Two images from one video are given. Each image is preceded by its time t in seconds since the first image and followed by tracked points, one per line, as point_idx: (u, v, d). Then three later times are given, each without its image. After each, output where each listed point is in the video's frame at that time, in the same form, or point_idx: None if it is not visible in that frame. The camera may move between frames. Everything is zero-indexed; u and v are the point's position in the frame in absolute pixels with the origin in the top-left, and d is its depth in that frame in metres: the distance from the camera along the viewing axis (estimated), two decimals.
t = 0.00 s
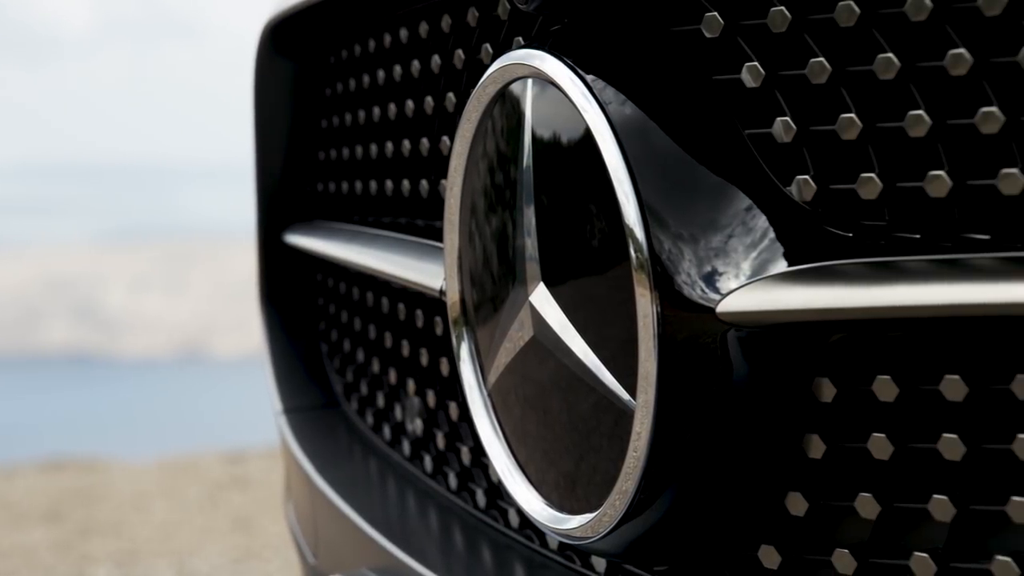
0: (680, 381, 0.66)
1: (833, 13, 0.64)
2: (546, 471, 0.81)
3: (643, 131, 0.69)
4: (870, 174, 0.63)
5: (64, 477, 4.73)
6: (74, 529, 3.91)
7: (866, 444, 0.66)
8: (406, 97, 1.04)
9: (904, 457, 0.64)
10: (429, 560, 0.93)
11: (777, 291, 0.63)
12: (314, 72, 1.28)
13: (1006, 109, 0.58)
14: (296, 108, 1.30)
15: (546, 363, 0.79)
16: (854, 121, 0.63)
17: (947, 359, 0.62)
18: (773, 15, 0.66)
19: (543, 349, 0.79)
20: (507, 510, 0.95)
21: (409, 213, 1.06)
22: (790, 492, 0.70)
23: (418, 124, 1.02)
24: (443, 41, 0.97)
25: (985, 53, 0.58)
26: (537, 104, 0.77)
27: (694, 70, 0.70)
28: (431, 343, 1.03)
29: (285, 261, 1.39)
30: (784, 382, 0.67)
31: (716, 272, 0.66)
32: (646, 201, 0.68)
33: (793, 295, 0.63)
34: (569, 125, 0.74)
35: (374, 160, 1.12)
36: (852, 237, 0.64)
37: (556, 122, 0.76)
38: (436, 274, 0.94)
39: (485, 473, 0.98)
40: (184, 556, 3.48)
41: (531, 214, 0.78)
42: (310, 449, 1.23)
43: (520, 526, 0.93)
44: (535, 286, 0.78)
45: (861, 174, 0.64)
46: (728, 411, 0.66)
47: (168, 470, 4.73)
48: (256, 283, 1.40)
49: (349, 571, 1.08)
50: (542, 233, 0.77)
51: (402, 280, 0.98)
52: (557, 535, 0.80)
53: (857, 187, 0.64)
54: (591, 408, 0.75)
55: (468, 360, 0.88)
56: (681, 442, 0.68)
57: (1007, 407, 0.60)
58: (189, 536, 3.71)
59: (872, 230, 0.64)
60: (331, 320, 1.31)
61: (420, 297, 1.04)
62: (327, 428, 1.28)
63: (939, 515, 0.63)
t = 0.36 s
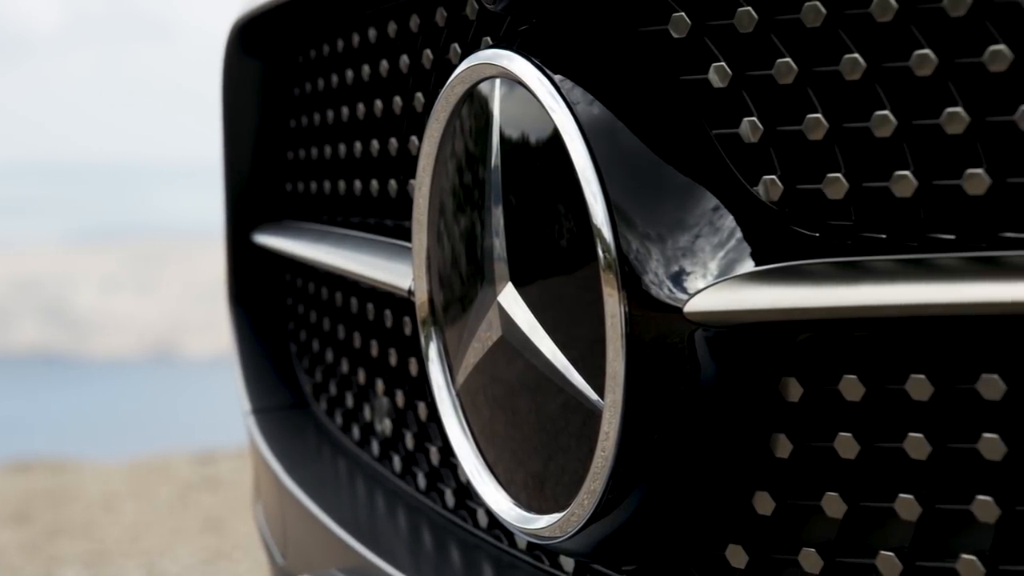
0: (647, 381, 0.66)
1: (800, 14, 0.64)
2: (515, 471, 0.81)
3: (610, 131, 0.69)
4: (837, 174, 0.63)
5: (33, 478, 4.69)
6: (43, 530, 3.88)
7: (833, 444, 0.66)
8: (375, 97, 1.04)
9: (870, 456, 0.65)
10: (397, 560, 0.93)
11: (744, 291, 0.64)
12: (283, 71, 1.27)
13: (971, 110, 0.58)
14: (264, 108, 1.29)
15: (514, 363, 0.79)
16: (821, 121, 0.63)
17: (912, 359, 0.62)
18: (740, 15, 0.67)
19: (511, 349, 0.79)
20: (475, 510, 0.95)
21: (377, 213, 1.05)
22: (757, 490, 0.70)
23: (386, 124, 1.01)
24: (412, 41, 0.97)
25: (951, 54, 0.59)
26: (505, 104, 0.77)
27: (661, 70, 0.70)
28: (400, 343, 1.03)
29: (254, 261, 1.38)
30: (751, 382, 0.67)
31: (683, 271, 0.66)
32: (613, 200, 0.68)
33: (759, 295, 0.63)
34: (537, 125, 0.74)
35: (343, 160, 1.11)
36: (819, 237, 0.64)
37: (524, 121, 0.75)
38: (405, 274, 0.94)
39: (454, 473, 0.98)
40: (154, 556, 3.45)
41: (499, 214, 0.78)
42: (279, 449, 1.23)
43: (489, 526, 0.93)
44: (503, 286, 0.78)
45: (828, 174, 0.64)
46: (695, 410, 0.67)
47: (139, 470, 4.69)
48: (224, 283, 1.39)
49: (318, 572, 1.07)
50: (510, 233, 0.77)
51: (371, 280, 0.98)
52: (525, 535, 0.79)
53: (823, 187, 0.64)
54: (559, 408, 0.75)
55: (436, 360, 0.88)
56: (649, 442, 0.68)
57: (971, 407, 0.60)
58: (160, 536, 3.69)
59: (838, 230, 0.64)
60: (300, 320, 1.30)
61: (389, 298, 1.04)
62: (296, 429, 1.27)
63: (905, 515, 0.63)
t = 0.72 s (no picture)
0: (615, 381, 0.67)
1: (765, 14, 0.64)
2: (483, 471, 0.81)
3: (578, 131, 0.69)
4: (804, 175, 0.64)
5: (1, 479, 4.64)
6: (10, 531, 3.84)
7: (799, 443, 0.66)
8: (343, 96, 1.03)
9: (836, 456, 0.65)
10: (365, 560, 0.92)
11: (711, 290, 0.64)
12: (251, 70, 1.26)
13: (935, 110, 0.59)
14: (232, 108, 1.28)
15: (483, 363, 0.78)
16: (786, 121, 0.64)
17: (878, 359, 0.62)
18: (707, 15, 0.67)
19: (479, 349, 0.78)
20: (444, 510, 0.95)
21: (346, 213, 1.05)
22: (723, 490, 0.70)
23: (354, 123, 1.01)
24: (380, 41, 0.97)
25: (916, 54, 0.59)
26: (473, 103, 0.77)
27: (628, 70, 0.71)
28: (369, 343, 1.02)
29: (223, 261, 1.37)
30: (718, 382, 0.67)
31: (650, 271, 0.66)
32: (581, 201, 0.68)
33: (725, 295, 0.63)
34: (505, 125, 0.74)
35: (311, 160, 1.11)
36: (786, 237, 0.65)
37: (491, 121, 0.75)
38: (373, 274, 0.93)
39: (422, 473, 0.97)
40: (124, 557, 3.43)
41: (467, 214, 0.77)
42: (247, 449, 1.22)
43: (457, 526, 0.93)
44: (471, 286, 0.78)
45: (794, 174, 0.64)
46: (663, 411, 0.67)
47: (108, 470, 4.66)
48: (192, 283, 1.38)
49: (286, 572, 1.07)
50: (477, 233, 0.77)
51: (339, 280, 0.97)
52: (493, 535, 0.79)
53: (790, 187, 0.64)
54: (527, 407, 0.75)
55: (405, 360, 0.88)
56: (616, 442, 0.68)
57: (936, 407, 0.60)
58: (129, 537, 3.66)
59: (804, 230, 0.64)
60: (268, 320, 1.29)
61: (357, 298, 1.03)
62: (265, 429, 1.26)
63: (870, 514, 0.63)
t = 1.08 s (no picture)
0: (585, 380, 0.67)
1: (733, 15, 0.65)
2: (453, 471, 0.81)
3: (547, 131, 0.69)
4: (772, 175, 0.64)
5: None
6: None
7: (767, 443, 0.67)
8: (313, 96, 1.03)
9: (804, 455, 0.65)
10: (335, 561, 0.92)
11: (679, 291, 0.64)
12: (220, 70, 1.25)
13: (902, 110, 0.59)
14: (202, 107, 1.27)
15: (453, 363, 0.78)
16: (755, 121, 0.64)
17: (846, 358, 0.63)
18: (676, 15, 0.67)
19: (449, 349, 0.78)
20: (414, 510, 0.94)
21: (316, 212, 1.04)
22: (693, 489, 0.70)
23: (324, 123, 1.00)
24: (350, 41, 0.96)
25: (882, 55, 0.59)
26: (442, 103, 0.77)
27: (597, 70, 0.71)
28: (339, 343, 1.02)
29: (192, 261, 1.36)
30: (688, 382, 0.67)
31: (620, 271, 0.66)
32: (550, 201, 0.68)
33: (693, 295, 0.63)
34: (474, 125, 0.74)
35: (281, 159, 1.10)
36: (754, 237, 0.65)
37: (461, 121, 0.75)
38: (343, 275, 0.93)
39: (392, 473, 0.97)
40: (94, 558, 3.40)
41: (436, 213, 0.77)
42: (217, 449, 1.21)
43: (428, 526, 0.93)
44: (441, 286, 0.78)
45: (762, 174, 0.64)
46: (632, 411, 0.67)
47: (79, 471, 4.62)
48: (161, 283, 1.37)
49: (256, 573, 1.06)
50: (447, 234, 0.76)
51: (309, 280, 0.97)
52: (463, 535, 0.79)
53: (758, 187, 0.64)
54: (496, 407, 0.75)
55: (375, 360, 0.88)
56: (585, 442, 0.68)
57: (903, 407, 0.61)
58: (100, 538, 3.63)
59: (773, 230, 0.65)
60: (238, 321, 1.29)
61: (327, 297, 1.03)
62: (235, 429, 1.25)
63: (839, 514, 0.64)
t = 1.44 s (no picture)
0: (557, 381, 0.66)
1: (704, 15, 0.65)
2: (426, 471, 0.81)
3: (519, 131, 0.69)
4: (743, 175, 0.64)
5: None
6: None
7: (739, 442, 0.67)
8: (285, 96, 1.02)
9: (776, 455, 0.65)
10: (307, 561, 0.91)
11: (651, 291, 0.64)
12: (192, 69, 1.24)
13: (872, 110, 0.59)
14: (174, 107, 1.26)
15: (425, 364, 0.78)
16: (726, 122, 0.64)
17: (817, 358, 0.63)
18: (647, 15, 0.67)
19: (421, 349, 0.78)
20: (387, 510, 0.94)
21: (289, 213, 1.04)
22: (665, 489, 0.71)
23: (297, 123, 1.00)
24: (322, 41, 0.96)
25: (853, 55, 0.60)
26: (415, 103, 0.77)
27: (569, 70, 0.71)
28: (312, 343, 1.01)
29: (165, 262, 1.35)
30: (660, 382, 0.67)
31: (592, 271, 0.66)
32: (522, 200, 0.68)
33: (664, 295, 0.63)
34: (447, 125, 0.74)
35: (254, 159, 1.09)
36: (725, 237, 0.65)
37: (434, 121, 0.75)
38: (316, 275, 0.92)
39: (365, 473, 0.97)
40: (68, 559, 3.37)
41: (408, 213, 0.77)
42: (190, 450, 1.21)
43: (400, 526, 0.92)
44: (413, 286, 0.77)
45: (733, 174, 0.64)
46: (605, 411, 0.67)
47: (53, 471, 4.58)
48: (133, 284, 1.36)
49: (228, 573, 1.06)
50: (419, 234, 0.76)
51: (282, 280, 0.96)
52: (435, 535, 0.79)
53: (730, 187, 0.65)
54: (469, 408, 0.75)
55: (347, 360, 0.87)
56: (558, 442, 0.68)
57: (873, 406, 0.61)
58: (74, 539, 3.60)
59: (744, 230, 0.65)
60: (211, 321, 1.28)
61: (300, 298, 1.02)
62: (207, 430, 1.25)
63: (809, 513, 0.64)
